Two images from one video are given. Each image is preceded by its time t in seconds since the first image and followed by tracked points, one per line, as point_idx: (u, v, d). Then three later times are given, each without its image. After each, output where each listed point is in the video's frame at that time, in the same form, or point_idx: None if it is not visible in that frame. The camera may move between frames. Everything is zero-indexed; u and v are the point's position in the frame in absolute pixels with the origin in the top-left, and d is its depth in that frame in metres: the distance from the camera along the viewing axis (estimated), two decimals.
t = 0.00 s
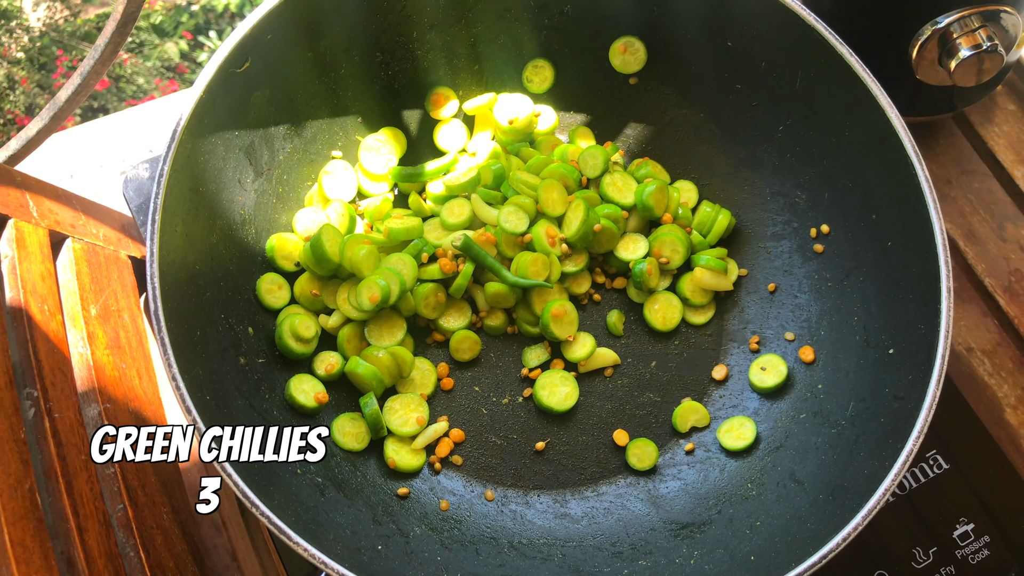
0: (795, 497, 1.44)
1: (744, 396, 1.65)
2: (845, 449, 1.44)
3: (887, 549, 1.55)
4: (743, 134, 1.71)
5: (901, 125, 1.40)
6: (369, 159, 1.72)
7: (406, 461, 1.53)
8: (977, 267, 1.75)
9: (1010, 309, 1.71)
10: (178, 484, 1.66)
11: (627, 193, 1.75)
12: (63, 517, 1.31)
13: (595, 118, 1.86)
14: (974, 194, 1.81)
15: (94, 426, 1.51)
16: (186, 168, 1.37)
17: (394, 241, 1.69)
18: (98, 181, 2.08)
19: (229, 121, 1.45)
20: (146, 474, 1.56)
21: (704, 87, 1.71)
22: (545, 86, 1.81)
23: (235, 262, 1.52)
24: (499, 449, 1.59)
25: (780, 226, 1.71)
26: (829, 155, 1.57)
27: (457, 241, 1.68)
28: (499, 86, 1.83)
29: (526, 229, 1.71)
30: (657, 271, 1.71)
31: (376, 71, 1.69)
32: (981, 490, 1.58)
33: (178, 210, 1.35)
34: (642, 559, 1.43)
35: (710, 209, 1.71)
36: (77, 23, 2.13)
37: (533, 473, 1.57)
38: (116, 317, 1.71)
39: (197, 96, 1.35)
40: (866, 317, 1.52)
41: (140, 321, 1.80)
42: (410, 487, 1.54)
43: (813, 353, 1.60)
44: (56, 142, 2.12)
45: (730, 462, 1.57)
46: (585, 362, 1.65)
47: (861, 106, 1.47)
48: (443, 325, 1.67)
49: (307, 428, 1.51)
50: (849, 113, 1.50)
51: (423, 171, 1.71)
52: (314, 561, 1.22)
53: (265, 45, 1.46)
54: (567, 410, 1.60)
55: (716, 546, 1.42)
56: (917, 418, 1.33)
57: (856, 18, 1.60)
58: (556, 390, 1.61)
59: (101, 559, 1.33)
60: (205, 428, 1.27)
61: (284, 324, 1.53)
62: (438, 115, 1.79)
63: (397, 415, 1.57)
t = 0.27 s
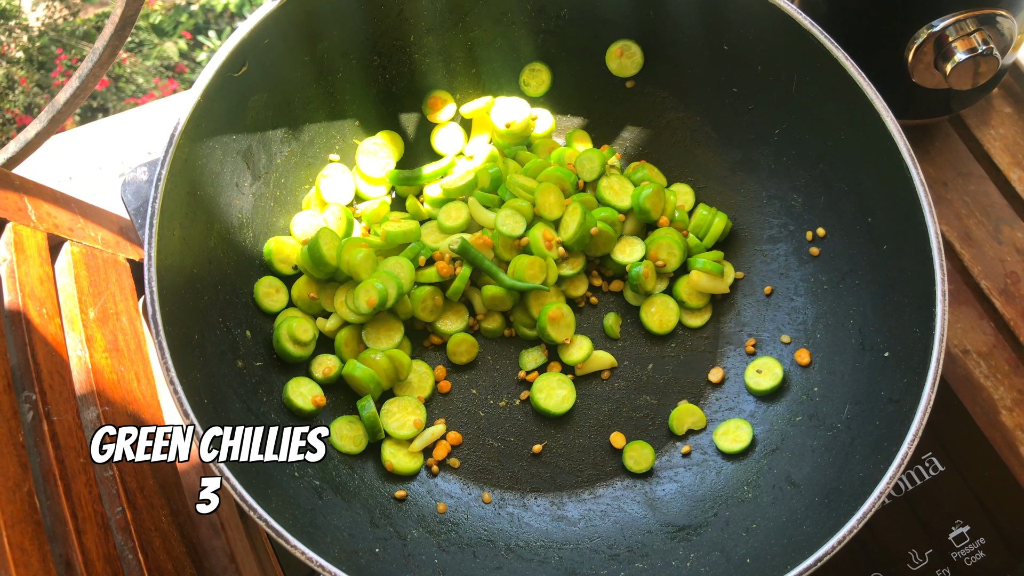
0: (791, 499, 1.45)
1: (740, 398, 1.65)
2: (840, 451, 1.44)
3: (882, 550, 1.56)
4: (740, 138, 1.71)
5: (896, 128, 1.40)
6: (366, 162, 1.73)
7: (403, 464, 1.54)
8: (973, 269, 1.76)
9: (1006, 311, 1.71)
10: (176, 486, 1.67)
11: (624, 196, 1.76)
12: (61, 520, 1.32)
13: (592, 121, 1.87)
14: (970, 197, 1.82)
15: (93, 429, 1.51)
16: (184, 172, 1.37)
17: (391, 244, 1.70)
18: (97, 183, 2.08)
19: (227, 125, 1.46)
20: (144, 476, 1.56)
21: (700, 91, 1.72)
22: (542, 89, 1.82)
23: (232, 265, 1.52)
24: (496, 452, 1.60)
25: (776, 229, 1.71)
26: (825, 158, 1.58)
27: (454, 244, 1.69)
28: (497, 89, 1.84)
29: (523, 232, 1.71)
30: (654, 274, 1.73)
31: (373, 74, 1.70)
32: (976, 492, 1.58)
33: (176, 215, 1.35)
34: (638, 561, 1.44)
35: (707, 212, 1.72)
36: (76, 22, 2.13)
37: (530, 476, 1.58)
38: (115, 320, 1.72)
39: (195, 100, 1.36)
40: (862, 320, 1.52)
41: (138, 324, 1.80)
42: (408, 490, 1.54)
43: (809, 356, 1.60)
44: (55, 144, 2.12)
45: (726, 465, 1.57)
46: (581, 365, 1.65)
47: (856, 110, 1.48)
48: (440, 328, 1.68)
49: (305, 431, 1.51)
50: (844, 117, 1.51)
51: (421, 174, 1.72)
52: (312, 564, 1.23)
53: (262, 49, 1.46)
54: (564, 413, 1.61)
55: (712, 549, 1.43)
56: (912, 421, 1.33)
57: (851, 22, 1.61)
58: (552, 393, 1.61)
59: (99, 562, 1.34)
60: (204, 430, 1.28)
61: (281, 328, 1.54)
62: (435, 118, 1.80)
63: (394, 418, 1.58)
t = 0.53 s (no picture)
0: (795, 496, 1.45)
1: (743, 396, 1.66)
2: (843, 448, 1.45)
3: (885, 547, 1.57)
4: (742, 137, 1.72)
5: (898, 128, 1.41)
6: (370, 160, 1.73)
7: (408, 461, 1.55)
8: (975, 268, 1.76)
9: (1007, 310, 1.72)
10: (181, 484, 1.68)
11: (627, 194, 1.76)
12: (68, 516, 1.32)
13: (595, 120, 1.88)
14: (971, 195, 1.83)
15: (98, 426, 1.52)
16: (190, 170, 1.38)
17: (395, 242, 1.70)
18: (100, 182, 2.09)
19: (232, 123, 1.46)
20: (149, 473, 1.57)
21: (703, 90, 1.72)
22: (545, 88, 1.83)
23: (238, 263, 1.53)
24: (500, 449, 1.61)
25: (779, 227, 1.72)
26: (828, 157, 1.59)
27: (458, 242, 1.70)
28: (500, 88, 1.84)
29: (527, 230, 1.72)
30: (657, 272, 1.73)
31: (378, 73, 1.70)
32: (978, 490, 1.59)
33: (182, 213, 1.36)
34: (642, 557, 1.44)
35: (709, 210, 1.73)
36: (76, 22, 2.15)
37: (534, 473, 1.59)
38: (119, 318, 1.72)
39: (201, 99, 1.36)
40: (865, 318, 1.53)
41: (143, 322, 1.81)
42: (412, 487, 1.55)
43: (812, 354, 1.61)
44: (57, 143, 2.13)
45: (729, 462, 1.58)
46: (585, 363, 1.66)
47: (859, 109, 1.49)
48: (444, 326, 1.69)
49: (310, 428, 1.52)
50: (847, 116, 1.52)
51: (425, 173, 1.72)
52: (318, 560, 1.23)
53: (267, 48, 1.46)
54: (568, 410, 1.61)
55: (716, 545, 1.43)
56: (915, 418, 1.34)
57: (854, 21, 1.61)
58: (557, 391, 1.62)
59: (106, 558, 1.34)
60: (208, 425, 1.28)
61: (286, 325, 1.54)
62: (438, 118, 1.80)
63: (399, 416, 1.58)
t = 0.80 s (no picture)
0: (794, 491, 1.46)
1: (742, 392, 1.67)
2: (842, 444, 1.46)
3: (883, 543, 1.58)
4: (742, 135, 1.73)
5: (897, 125, 1.42)
6: (372, 159, 1.74)
7: (409, 457, 1.55)
8: (972, 266, 1.77)
9: (1005, 307, 1.73)
10: (183, 480, 1.68)
11: (627, 192, 1.77)
12: (71, 511, 1.33)
13: (595, 118, 1.88)
14: (969, 194, 1.84)
15: (101, 423, 1.52)
16: (193, 167, 1.38)
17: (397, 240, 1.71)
18: (102, 180, 2.09)
19: (235, 121, 1.47)
20: (152, 469, 1.57)
21: (702, 88, 1.73)
22: (546, 87, 1.84)
23: (240, 260, 1.54)
24: (501, 445, 1.62)
25: (778, 225, 1.73)
26: (826, 155, 1.60)
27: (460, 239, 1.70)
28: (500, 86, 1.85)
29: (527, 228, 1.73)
30: (657, 270, 1.74)
31: (379, 71, 1.71)
32: (975, 486, 1.60)
33: (185, 209, 1.36)
34: (642, 552, 1.45)
35: (708, 207, 1.74)
36: (75, 23, 2.16)
37: (534, 468, 1.59)
38: (121, 315, 1.73)
39: (203, 96, 1.37)
40: (863, 314, 1.54)
41: (145, 319, 1.82)
42: (414, 482, 1.56)
43: (811, 350, 1.62)
44: (59, 142, 2.14)
45: (729, 458, 1.59)
46: (585, 359, 1.67)
47: (858, 107, 1.50)
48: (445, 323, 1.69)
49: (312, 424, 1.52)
50: (845, 114, 1.53)
51: (426, 171, 1.73)
52: (321, 553, 1.24)
53: (269, 46, 1.47)
54: (568, 407, 1.62)
55: (716, 540, 1.44)
56: (913, 412, 1.35)
57: (852, 20, 1.62)
58: (557, 387, 1.63)
59: (109, 553, 1.35)
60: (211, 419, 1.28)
61: (288, 321, 1.55)
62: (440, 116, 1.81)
63: (401, 411, 1.59)
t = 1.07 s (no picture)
0: (790, 492, 1.47)
1: (739, 393, 1.67)
2: (838, 445, 1.46)
3: (879, 544, 1.58)
4: (739, 136, 1.73)
5: (893, 127, 1.42)
6: (370, 160, 1.74)
7: (406, 458, 1.56)
8: (969, 267, 1.78)
9: (1001, 308, 1.73)
10: (180, 481, 1.68)
11: (624, 193, 1.78)
12: (68, 513, 1.33)
13: (592, 119, 1.89)
14: (966, 195, 1.84)
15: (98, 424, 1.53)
16: (190, 168, 1.39)
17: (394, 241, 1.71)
18: (100, 181, 2.09)
19: (232, 122, 1.47)
20: (149, 471, 1.58)
21: (700, 90, 1.74)
22: (543, 88, 1.84)
23: (237, 261, 1.54)
24: (499, 447, 1.62)
25: (775, 226, 1.73)
26: (823, 156, 1.60)
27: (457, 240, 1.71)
28: (498, 87, 1.86)
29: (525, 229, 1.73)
30: (654, 271, 1.75)
31: (376, 72, 1.71)
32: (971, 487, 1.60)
33: (182, 211, 1.37)
34: (639, 553, 1.45)
35: (706, 209, 1.74)
36: (73, 23, 2.15)
37: (531, 469, 1.60)
38: (119, 317, 1.73)
39: (201, 98, 1.37)
40: (860, 316, 1.54)
41: (142, 320, 1.82)
42: (411, 483, 1.56)
43: (808, 351, 1.62)
44: (56, 143, 2.13)
45: (725, 459, 1.59)
46: (581, 361, 1.67)
47: (854, 108, 1.50)
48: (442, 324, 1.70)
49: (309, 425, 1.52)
50: (842, 115, 1.53)
51: (423, 172, 1.74)
52: (318, 555, 1.24)
53: (267, 48, 1.47)
54: (565, 408, 1.63)
55: (712, 541, 1.44)
56: (909, 414, 1.35)
57: (849, 21, 1.63)
58: (554, 389, 1.63)
59: (106, 554, 1.35)
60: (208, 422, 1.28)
61: (286, 323, 1.55)
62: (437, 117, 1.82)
63: (398, 413, 1.59)
